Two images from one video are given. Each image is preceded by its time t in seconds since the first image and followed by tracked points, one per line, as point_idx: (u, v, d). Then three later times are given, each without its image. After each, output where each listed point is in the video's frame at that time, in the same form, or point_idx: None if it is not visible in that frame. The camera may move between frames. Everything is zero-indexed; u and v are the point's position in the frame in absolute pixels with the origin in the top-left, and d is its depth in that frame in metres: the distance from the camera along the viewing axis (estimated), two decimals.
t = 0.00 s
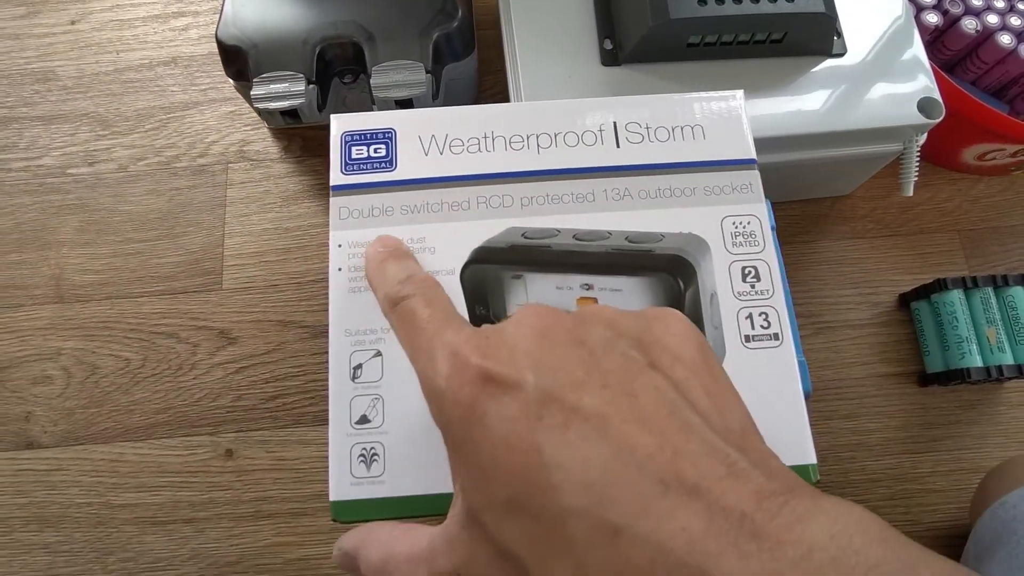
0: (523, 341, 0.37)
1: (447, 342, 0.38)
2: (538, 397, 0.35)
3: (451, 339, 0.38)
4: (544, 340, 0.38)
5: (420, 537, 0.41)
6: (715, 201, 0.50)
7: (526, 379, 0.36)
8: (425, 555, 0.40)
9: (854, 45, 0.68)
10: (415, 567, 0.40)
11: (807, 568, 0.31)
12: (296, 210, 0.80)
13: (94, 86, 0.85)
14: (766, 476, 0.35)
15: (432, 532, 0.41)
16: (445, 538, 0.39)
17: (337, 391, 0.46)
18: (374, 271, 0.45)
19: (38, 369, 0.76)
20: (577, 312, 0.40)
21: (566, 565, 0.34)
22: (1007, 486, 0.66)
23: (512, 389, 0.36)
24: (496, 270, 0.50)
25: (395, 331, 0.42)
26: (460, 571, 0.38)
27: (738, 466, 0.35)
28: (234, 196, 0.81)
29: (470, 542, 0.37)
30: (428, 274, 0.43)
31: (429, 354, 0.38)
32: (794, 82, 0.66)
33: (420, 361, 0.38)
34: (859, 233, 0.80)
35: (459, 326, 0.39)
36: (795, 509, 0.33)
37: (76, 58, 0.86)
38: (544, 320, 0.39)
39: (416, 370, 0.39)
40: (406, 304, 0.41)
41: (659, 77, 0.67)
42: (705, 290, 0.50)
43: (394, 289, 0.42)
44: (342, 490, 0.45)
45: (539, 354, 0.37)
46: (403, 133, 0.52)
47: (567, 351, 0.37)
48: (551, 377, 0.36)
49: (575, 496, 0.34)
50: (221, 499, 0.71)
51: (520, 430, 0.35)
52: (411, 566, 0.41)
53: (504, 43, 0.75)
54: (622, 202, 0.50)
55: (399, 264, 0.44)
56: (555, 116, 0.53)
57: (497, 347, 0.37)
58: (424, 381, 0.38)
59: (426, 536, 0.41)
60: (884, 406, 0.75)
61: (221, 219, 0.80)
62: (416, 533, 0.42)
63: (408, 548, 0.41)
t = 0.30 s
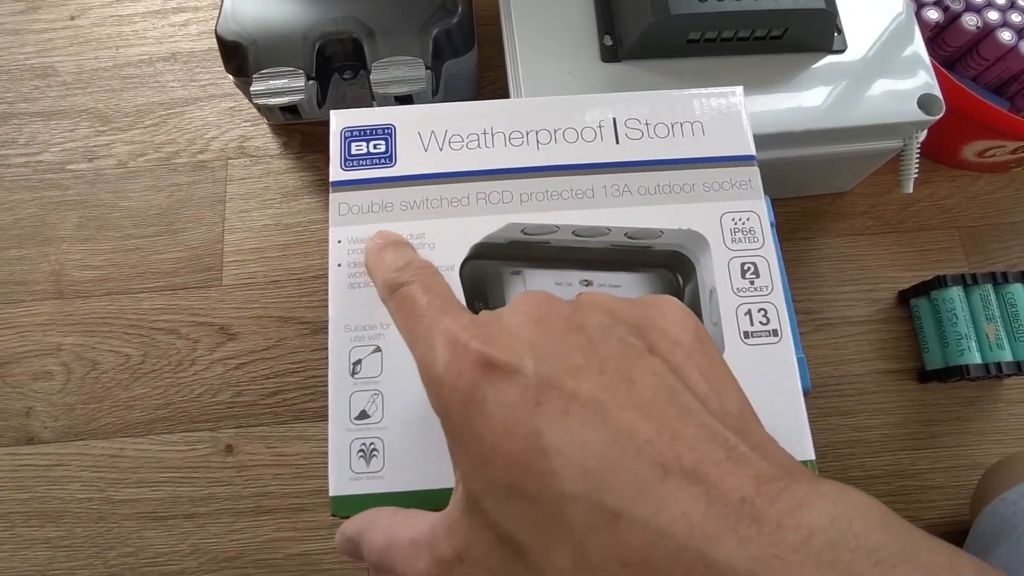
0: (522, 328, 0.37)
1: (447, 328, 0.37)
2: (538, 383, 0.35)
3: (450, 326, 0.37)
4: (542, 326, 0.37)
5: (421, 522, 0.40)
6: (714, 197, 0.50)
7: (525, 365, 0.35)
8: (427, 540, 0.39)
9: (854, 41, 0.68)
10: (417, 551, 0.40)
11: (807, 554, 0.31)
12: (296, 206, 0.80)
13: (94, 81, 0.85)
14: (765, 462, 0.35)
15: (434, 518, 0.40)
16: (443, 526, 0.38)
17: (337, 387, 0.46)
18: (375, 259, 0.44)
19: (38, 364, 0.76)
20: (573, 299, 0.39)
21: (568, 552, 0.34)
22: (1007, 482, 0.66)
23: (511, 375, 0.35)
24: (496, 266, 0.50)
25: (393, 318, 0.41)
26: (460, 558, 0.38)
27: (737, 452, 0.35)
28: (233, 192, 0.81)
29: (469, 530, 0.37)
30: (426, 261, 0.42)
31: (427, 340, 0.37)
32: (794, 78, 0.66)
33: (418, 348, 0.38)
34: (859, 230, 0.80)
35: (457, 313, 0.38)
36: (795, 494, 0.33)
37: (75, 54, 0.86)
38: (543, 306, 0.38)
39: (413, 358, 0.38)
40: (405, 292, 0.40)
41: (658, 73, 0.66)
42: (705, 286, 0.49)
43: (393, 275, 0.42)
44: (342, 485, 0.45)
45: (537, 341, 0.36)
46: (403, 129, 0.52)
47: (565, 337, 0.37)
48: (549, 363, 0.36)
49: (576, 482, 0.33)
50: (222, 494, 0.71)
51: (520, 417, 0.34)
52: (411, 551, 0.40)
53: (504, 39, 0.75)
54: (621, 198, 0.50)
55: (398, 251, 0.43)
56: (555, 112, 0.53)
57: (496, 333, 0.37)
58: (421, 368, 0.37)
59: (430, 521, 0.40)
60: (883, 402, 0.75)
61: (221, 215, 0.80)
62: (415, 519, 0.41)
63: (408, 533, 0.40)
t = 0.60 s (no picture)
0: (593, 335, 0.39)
1: (516, 327, 0.40)
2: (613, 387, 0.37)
3: (521, 325, 0.40)
4: (615, 334, 0.40)
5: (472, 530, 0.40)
6: (722, 196, 0.50)
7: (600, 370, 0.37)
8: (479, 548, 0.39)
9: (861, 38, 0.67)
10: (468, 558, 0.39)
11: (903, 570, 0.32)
12: (298, 203, 0.80)
13: (95, 77, 0.84)
14: (837, 473, 0.36)
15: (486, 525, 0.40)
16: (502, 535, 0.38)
17: (342, 387, 0.46)
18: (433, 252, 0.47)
19: (39, 362, 0.76)
20: (640, 310, 0.42)
21: (647, 562, 0.33)
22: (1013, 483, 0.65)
23: (587, 378, 0.37)
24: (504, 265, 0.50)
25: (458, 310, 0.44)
26: (523, 568, 0.37)
27: (809, 460, 0.36)
28: (235, 190, 0.80)
29: (537, 538, 0.37)
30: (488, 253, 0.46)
31: (497, 337, 0.40)
32: (800, 76, 0.65)
33: (487, 342, 0.41)
34: (864, 229, 0.80)
35: (526, 314, 0.41)
36: (869, 504, 0.35)
37: (76, 50, 0.85)
38: (614, 316, 0.41)
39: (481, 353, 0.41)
40: (471, 284, 0.44)
41: (663, 70, 0.66)
42: (712, 285, 0.49)
43: (459, 266, 0.46)
44: (347, 485, 0.44)
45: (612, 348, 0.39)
46: (408, 126, 0.51)
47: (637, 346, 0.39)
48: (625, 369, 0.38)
49: (659, 488, 0.34)
50: (224, 493, 0.71)
51: (600, 419, 0.36)
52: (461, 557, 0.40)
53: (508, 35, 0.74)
54: (628, 196, 0.50)
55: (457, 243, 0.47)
56: (561, 110, 0.52)
57: (568, 338, 0.39)
58: (493, 363, 0.40)
59: (481, 529, 0.40)
60: (888, 402, 0.74)
61: (223, 212, 0.80)
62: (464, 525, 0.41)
63: (458, 538, 0.40)
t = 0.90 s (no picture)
0: (720, 326, 0.38)
1: (634, 322, 0.39)
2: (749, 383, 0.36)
3: (639, 319, 0.39)
4: (742, 323, 0.38)
5: (582, 516, 0.42)
6: (727, 193, 0.49)
7: (734, 366, 0.37)
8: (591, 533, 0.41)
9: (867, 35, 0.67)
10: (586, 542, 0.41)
11: None
12: (299, 199, 0.79)
13: (95, 72, 0.84)
14: (978, 468, 0.36)
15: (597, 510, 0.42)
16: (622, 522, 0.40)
17: (343, 385, 0.45)
18: (528, 244, 0.45)
19: (39, 359, 0.76)
20: (761, 296, 0.40)
21: (783, 551, 0.35)
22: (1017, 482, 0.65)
23: (719, 375, 0.37)
24: (504, 262, 0.47)
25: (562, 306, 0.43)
26: (642, 551, 0.39)
27: (950, 456, 0.36)
28: (236, 186, 0.80)
29: (658, 524, 0.38)
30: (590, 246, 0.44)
31: (615, 334, 0.39)
32: (806, 72, 0.65)
33: (605, 337, 0.40)
34: (868, 227, 0.79)
35: (644, 307, 0.40)
36: (1015, 503, 0.35)
37: (76, 45, 0.85)
38: (735, 304, 0.39)
39: (598, 349, 0.40)
40: (579, 280, 0.42)
41: (667, 66, 0.65)
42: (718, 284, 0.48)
43: (561, 262, 0.43)
44: (348, 484, 0.44)
45: (743, 339, 0.38)
46: (410, 122, 0.51)
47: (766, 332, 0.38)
48: (761, 364, 0.37)
49: (797, 483, 0.34)
50: (225, 490, 0.71)
51: (728, 416, 0.36)
52: (571, 540, 0.41)
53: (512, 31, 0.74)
54: (632, 193, 0.49)
55: (553, 235, 0.45)
56: (565, 106, 0.52)
57: (695, 332, 0.38)
58: (614, 359, 0.39)
59: (595, 514, 0.41)
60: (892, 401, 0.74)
61: (223, 208, 0.79)
62: (576, 512, 0.42)
63: (573, 524, 0.42)
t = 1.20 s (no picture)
0: (775, 348, 0.37)
1: (692, 343, 0.38)
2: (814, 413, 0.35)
3: (696, 341, 0.38)
4: (802, 349, 0.37)
5: (620, 527, 0.41)
6: (729, 188, 0.49)
7: (799, 395, 0.35)
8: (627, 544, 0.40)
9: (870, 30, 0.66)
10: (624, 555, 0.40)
11: None
12: (298, 193, 0.79)
13: (94, 66, 0.84)
14: None
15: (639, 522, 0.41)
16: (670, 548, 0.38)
17: (341, 379, 0.45)
18: (564, 257, 0.44)
19: (37, 352, 0.75)
20: (814, 317, 0.39)
21: None
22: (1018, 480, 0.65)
23: (784, 402, 0.35)
24: (504, 256, 0.47)
25: (603, 323, 0.41)
26: None
27: None
28: (235, 179, 0.80)
29: (713, 561, 0.36)
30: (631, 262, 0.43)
31: (670, 356, 0.38)
32: (808, 67, 0.64)
33: (658, 360, 0.38)
34: (869, 224, 0.79)
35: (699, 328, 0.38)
36: None
37: (75, 38, 0.85)
38: (793, 328, 0.38)
39: (648, 371, 0.38)
40: (622, 297, 0.41)
41: (669, 61, 0.65)
42: (719, 280, 0.47)
43: (606, 280, 0.42)
44: (345, 479, 0.44)
45: (802, 362, 0.36)
46: (410, 114, 0.50)
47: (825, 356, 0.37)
48: (825, 393, 0.35)
49: (867, 522, 0.32)
50: (222, 484, 0.71)
51: (790, 447, 0.34)
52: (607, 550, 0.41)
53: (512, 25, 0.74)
54: (634, 187, 0.49)
55: (591, 249, 0.44)
56: (566, 100, 0.51)
57: (754, 356, 0.37)
58: (668, 382, 0.37)
59: (634, 530, 0.41)
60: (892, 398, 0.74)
61: (222, 202, 0.79)
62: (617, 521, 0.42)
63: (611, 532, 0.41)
